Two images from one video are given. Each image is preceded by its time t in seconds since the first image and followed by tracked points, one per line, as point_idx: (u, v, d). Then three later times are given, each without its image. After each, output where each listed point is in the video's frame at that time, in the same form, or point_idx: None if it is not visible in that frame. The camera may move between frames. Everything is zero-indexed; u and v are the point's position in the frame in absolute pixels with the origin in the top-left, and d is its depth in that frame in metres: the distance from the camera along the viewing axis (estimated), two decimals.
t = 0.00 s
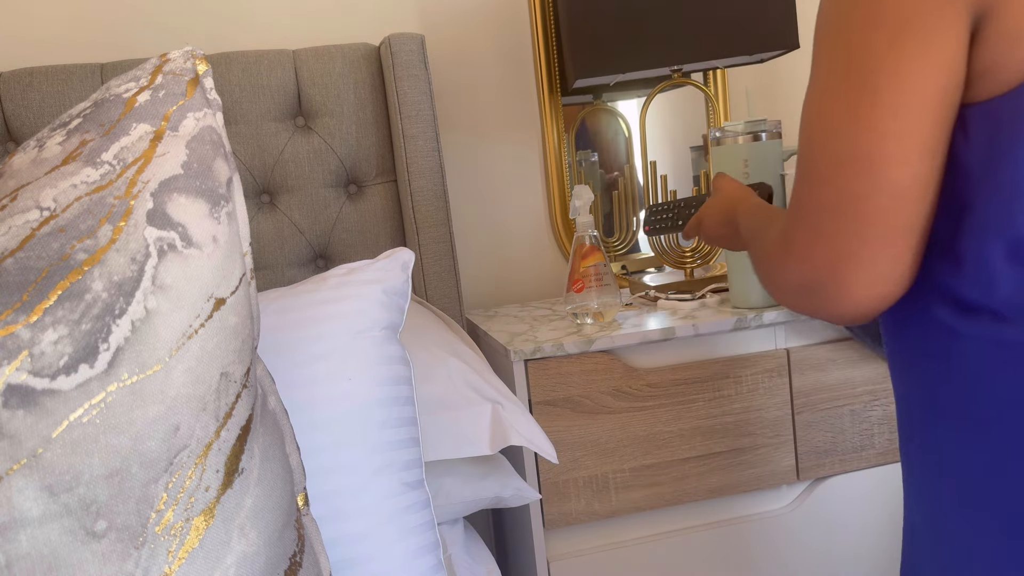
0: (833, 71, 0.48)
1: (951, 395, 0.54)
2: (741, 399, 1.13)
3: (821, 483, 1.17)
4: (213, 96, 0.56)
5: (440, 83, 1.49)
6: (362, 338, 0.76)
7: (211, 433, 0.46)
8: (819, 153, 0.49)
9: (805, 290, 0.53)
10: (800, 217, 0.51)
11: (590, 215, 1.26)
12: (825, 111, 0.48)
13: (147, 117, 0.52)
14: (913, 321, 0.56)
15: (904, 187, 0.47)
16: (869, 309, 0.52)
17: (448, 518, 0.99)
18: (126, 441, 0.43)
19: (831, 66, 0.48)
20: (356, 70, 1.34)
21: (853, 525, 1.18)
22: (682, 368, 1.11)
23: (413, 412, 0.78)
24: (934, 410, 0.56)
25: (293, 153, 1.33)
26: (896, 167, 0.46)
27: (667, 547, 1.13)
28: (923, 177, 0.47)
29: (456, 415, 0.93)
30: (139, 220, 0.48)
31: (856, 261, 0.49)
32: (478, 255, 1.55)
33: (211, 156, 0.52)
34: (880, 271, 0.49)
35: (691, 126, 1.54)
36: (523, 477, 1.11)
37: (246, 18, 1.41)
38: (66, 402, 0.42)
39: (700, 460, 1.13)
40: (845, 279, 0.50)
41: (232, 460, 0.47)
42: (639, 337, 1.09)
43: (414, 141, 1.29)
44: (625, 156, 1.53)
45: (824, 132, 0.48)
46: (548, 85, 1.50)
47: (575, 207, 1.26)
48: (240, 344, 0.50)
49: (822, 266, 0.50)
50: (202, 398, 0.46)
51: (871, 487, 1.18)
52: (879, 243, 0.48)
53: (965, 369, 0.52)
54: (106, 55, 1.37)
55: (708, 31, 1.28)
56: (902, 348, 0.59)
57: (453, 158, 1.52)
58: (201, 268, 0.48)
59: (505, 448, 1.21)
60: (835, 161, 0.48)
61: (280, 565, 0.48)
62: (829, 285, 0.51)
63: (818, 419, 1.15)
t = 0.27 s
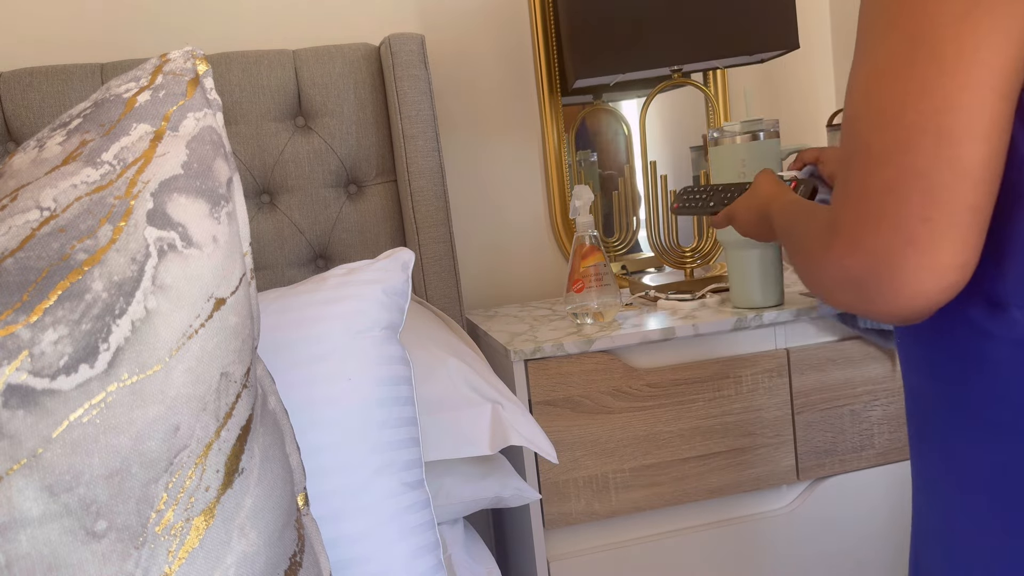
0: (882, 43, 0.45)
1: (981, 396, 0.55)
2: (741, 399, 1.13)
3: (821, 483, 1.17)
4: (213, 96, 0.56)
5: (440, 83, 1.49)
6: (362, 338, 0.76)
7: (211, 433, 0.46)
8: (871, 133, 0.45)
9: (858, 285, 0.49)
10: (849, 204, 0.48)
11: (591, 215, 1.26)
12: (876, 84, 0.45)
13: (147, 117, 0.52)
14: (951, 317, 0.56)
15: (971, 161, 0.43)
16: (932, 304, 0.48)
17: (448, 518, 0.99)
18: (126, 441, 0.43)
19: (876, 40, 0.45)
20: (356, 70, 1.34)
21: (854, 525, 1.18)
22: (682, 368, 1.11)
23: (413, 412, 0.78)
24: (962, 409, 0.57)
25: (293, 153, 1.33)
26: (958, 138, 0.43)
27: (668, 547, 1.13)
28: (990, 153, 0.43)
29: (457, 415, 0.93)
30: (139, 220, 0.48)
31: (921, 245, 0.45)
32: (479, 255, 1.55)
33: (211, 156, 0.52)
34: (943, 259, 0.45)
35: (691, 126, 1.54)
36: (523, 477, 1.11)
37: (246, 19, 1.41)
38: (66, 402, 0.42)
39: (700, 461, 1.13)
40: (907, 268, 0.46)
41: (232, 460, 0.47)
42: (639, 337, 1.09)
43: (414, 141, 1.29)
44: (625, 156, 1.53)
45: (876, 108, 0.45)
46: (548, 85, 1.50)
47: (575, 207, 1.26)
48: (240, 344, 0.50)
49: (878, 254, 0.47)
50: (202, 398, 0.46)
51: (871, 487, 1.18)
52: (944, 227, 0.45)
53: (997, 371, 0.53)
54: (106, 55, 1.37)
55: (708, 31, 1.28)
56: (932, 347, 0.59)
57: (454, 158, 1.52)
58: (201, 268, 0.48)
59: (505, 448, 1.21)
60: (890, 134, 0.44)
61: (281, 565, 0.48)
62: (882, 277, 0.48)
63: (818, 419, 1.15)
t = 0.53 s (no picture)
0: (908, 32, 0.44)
1: (987, 391, 0.55)
2: (741, 399, 1.13)
3: (821, 483, 1.17)
4: (214, 96, 0.56)
5: (440, 83, 1.49)
6: (362, 338, 0.76)
7: (211, 433, 0.46)
8: (900, 125, 0.44)
9: (887, 281, 0.48)
10: (875, 200, 0.47)
11: (591, 216, 1.26)
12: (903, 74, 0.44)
13: (147, 117, 0.52)
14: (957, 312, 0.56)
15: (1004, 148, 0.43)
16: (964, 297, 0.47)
17: (448, 518, 0.99)
18: (126, 441, 0.43)
19: (900, 31, 0.44)
20: (356, 71, 1.34)
21: (853, 526, 1.18)
22: (682, 368, 1.11)
23: (413, 412, 0.78)
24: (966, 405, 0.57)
25: (293, 153, 1.33)
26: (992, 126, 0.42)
27: (668, 547, 1.13)
28: (1023, 141, 0.43)
29: (456, 415, 0.93)
30: (139, 220, 0.48)
31: (955, 237, 0.44)
32: (479, 255, 1.55)
33: (211, 156, 0.52)
34: (976, 251, 0.45)
35: (691, 126, 1.55)
36: (523, 476, 1.11)
37: (245, 19, 1.41)
38: (66, 402, 0.42)
39: (700, 461, 1.13)
40: (940, 260, 0.45)
41: (232, 460, 0.47)
42: (639, 337, 1.09)
43: (414, 141, 1.29)
44: (625, 156, 1.53)
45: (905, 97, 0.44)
46: (548, 85, 1.50)
47: (575, 208, 1.26)
48: (241, 344, 0.50)
49: (908, 247, 0.46)
50: (202, 398, 0.46)
51: (871, 487, 1.18)
52: (979, 217, 0.44)
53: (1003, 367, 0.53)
54: (106, 55, 1.37)
55: (708, 31, 1.28)
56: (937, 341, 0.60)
57: (454, 158, 1.52)
58: (201, 268, 0.48)
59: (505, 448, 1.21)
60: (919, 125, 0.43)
61: (281, 565, 0.48)
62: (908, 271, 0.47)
63: (818, 419, 1.15)
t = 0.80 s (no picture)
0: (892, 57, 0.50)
1: (984, 391, 0.58)
2: (741, 399, 1.13)
3: (821, 483, 1.17)
4: (213, 96, 0.56)
5: (440, 83, 1.49)
6: (362, 338, 0.76)
7: (211, 433, 0.46)
8: (884, 148, 0.50)
9: (868, 282, 0.55)
10: (862, 211, 0.53)
11: (591, 215, 1.26)
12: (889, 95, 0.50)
13: (147, 117, 0.52)
14: (952, 316, 0.60)
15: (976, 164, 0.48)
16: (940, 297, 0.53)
17: (448, 518, 0.99)
18: (126, 441, 0.43)
19: (890, 62, 0.50)
20: (356, 71, 1.34)
21: (854, 526, 1.18)
22: (682, 368, 1.11)
23: (413, 412, 0.78)
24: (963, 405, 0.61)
25: (293, 153, 1.33)
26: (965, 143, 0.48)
27: (668, 547, 1.13)
28: (991, 165, 0.49)
29: (456, 415, 0.93)
30: (139, 220, 0.48)
31: (931, 242, 0.50)
32: (479, 255, 1.55)
33: (211, 156, 0.52)
34: (951, 254, 0.51)
35: (691, 126, 1.55)
36: (523, 477, 1.11)
37: (245, 19, 1.41)
38: (67, 402, 0.42)
39: (700, 461, 1.13)
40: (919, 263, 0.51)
41: (232, 460, 0.47)
42: (639, 337, 1.09)
43: (414, 141, 1.29)
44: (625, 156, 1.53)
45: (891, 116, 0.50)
46: (548, 85, 1.50)
47: (575, 208, 1.26)
48: (240, 344, 0.50)
49: (889, 251, 0.52)
50: (202, 398, 0.46)
51: (871, 487, 1.18)
52: (951, 231, 0.50)
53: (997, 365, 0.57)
54: (105, 55, 1.37)
55: (708, 30, 1.28)
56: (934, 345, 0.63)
57: (453, 158, 1.52)
58: (201, 268, 0.48)
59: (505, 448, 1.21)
60: (900, 144, 0.50)
61: (281, 565, 0.48)
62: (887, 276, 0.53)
63: (818, 419, 1.15)
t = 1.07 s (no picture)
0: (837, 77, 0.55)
1: (957, 377, 0.61)
2: (741, 399, 1.13)
3: (821, 483, 1.17)
4: (214, 96, 0.56)
5: (440, 83, 1.49)
6: (361, 338, 0.76)
7: (211, 433, 0.46)
8: (839, 149, 0.55)
9: (819, 271, 0.60)
10: (818, 206, 0.58)
11: (591, 216, 1.26)
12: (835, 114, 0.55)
13: (147, 117, 0.52)
14: (930, 306, 0.64)
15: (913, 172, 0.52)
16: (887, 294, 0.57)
17: (448, 518, 0.99)
18: (126, 441, 0.43)
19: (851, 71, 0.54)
20: (356, 71, 1.34)
21: (854, 526, 1.18)
22: (682, 368, 1.11)
23: (413, 412, 0.78)
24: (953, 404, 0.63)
25: (293, 153, 1.33)
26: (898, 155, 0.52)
27: (668, 547, 1.13)
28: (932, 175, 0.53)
29: (456, 415, 0.93)
30: (139, 220, 0.48)
31: (868, 244, 0.55)
32: (479, 255, 1.55)
33: (211, 156, 0.52)
34: (890, 255, 0.55)
35: (691, 126, 1.55)
36: (523, 477, 1.11)
37: (245, 19, 1.41)
38: (67, 402, 0.42)
39: (700, 461, 1.13)
40: (859, 264, 0.56)
41: (232, 460, 0.47)
42: (639, 337, 1.09)
43: (414, 141, 1.29)
44: (625, 156, 1.53)
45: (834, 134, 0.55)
46: (548, 85, 1.50)
47: (575, 208, 1.26)
48: (241, 344, 0.50)
49: (832, 252, 0.58)
50: (202, 398, 0.46)
51: (871, 486, 1.18)
52: (891, 231, 0.54)
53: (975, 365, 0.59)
54: (105, 55, 1.37)
55: (708, 31, 1.28)
56: (927, 345, 0.66)
57: (453, 158, 1.51)
58: (201, 268, 0.48)
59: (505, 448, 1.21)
60: (844, 152, 0.55)
61: (281, 565, 0.48)
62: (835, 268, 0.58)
63: (818, 419, 1.15)
